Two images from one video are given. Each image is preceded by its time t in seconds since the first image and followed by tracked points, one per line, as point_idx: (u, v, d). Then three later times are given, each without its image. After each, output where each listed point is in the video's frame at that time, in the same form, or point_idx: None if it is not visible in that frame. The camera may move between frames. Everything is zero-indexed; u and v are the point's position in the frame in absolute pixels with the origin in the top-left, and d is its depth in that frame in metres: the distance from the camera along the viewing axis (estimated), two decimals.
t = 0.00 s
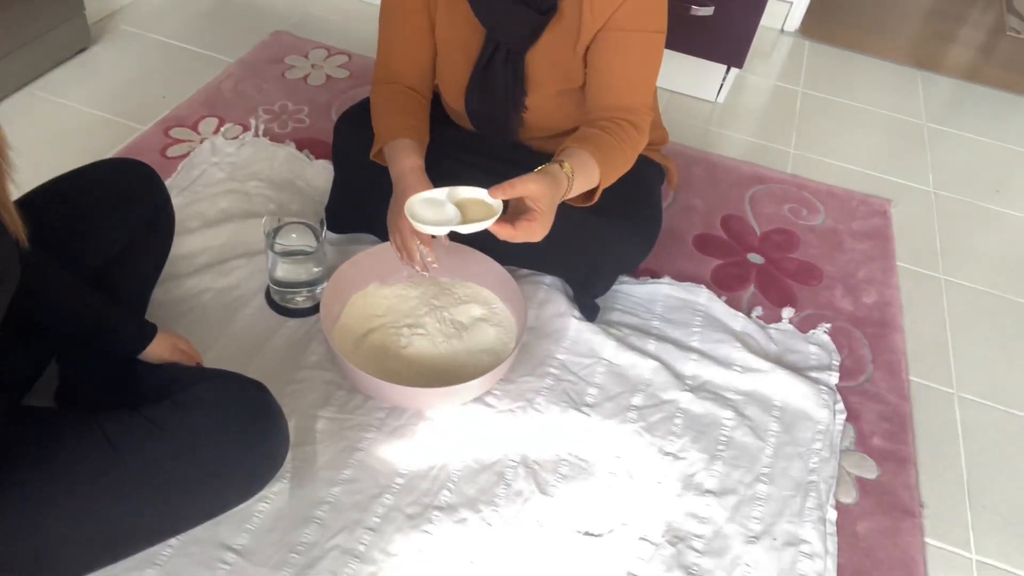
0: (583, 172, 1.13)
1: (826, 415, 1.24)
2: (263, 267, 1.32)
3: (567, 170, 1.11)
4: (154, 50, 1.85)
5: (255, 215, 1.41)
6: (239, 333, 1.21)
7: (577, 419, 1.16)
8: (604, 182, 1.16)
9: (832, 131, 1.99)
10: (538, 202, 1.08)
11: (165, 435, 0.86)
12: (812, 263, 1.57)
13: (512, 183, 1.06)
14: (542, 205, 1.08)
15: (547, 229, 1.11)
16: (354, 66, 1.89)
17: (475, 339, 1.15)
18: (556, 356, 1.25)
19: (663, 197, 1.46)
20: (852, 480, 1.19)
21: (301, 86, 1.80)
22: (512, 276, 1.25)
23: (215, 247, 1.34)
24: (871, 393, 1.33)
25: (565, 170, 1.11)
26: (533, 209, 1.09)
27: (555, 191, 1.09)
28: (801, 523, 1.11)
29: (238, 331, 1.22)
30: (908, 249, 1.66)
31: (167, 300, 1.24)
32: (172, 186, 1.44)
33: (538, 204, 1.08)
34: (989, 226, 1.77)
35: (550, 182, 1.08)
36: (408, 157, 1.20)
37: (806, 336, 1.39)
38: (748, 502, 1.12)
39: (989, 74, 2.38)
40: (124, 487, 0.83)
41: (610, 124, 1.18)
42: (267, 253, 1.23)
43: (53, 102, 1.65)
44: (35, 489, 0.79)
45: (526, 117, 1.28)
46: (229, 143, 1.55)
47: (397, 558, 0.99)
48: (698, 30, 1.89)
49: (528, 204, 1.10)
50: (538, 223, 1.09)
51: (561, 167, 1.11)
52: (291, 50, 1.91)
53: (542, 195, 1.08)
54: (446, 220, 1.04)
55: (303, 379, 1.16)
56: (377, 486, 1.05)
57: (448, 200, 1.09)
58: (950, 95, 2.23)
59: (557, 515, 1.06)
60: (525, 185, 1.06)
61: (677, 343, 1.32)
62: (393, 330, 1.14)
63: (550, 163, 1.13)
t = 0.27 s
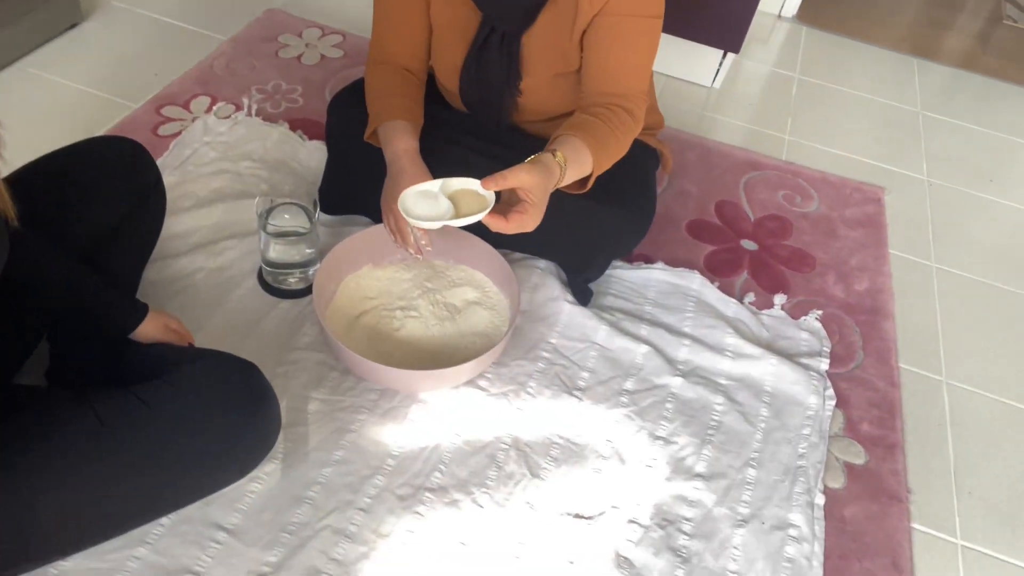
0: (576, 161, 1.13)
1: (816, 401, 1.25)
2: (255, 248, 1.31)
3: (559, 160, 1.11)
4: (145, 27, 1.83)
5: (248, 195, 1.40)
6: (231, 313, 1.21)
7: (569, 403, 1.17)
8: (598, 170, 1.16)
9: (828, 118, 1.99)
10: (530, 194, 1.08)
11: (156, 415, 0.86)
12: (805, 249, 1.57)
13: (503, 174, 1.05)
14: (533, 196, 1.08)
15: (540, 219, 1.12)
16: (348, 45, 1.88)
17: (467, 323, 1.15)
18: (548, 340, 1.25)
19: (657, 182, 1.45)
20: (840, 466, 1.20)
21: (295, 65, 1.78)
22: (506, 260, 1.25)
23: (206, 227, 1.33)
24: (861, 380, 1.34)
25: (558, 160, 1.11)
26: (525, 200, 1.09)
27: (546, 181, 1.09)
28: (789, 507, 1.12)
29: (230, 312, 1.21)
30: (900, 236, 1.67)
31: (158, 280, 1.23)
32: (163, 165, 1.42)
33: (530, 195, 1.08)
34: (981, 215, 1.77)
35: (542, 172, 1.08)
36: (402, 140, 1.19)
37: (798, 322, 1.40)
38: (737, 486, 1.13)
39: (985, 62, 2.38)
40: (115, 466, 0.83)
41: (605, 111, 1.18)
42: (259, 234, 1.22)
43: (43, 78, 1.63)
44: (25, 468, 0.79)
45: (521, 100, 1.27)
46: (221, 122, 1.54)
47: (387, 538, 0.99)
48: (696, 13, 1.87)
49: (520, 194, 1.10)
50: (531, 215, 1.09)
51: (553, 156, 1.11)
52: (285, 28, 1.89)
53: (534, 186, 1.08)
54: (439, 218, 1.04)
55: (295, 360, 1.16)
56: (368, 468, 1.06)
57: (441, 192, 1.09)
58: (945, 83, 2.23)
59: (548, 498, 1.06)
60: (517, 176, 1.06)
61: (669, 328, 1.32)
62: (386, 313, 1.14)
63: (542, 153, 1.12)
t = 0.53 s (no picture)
0: (579, 163, 1.13)
1: (819, 396, 1.25)
2: (259, 241, 1.32)
3: (563, 164, 1.10)
4: (150, 21, 1.83)
5: (252, 189, 1.40)
6: (235, 307, 1.22)
7: (572, 397, 1.17)
8: (600, 169, 1.16)
9: (833, 113, 1.98)
10: (534, 198, 1.08)
11: (161, 407, 0.87)
12: (809, 244, 1.57)
13: (508, 181, 1.05)
14: (536, 202, 1.08)
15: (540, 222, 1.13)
16: (353, 40, 1.88)
17: (471, 317, 1.15)
18: (552, 334, 1.25)
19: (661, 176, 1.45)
20: (843, 460, 1.21)
21: (299, 60, 1.78)
22: (509, 254, 1.25)
23: (211, 221, 1.34)
24: (864, 375, 1.34)
25: (562, 164, 1.10)
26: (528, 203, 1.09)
27: (550, 186, 1.08)
28: (791, 501, 1.12)
29: (234, 306, 1.22)
30: (905, 231, 1.67)
31: (163, 273, 1.24)
32: (168, 159, 1.43)
33: (534, 199, 1.08)
34: (986, 210, 1.77)
35: (546, 178, 1.08)
36: (406, 134, 1.20)
37: (802, 317, 1.39)
38: (740, 480, 1.13)
39: (991, 57, 2.37)
40: (120, 457, 0.84)
41: (609, 108, 1.18)
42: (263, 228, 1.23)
43: (48, 72, 1.64)
44: (31, 459, 0.80)
45: (525, 95, 1.27)
46: (225, 116, 1.54)
47: (391, 531, 1.00)
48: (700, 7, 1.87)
49: (523, 198, 1.10)
50: (531, 219, 1.11)
51: (558, 159, 1.10)
52: (289, 23, 1.90)
53: (538, 192, 1.08)
54: (442, 208, 1.04)
55: (298, 353, 1.17)
56: (372, 460, 1.06)
57: (449, 184, 1.09)
58: (951, 78, 2.22)
59: (551, 491, 1.07)
60: (522, 183, 1.05)
61: (672, 323, 1.32)
62: (390, 307, 1.14)
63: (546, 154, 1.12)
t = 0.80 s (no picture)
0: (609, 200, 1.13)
1: (860, 424, 1.22)
2: (294, 275, 1.34)
3: (592, 200, 1.11)
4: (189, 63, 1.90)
5: (287, 224, 1.43)
6: (270, 340, 1.23)
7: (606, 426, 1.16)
8: (630, 200, 1.16)
9: (865, 135, 1.96)
10: (565, 236, 1.09)
11: (199, 440, 0.88)
12: (844, 268, 1.55)
13: (538, 222, 1.06)
14: (566, 241, 1.09)
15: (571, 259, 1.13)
16: (383, 76, 1.91)
17: (502, 346, 1.15)
18: (584, 363, 1.24)
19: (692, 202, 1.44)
20: (888, 490, 1.17)
21: (332, 96, 1.83)
22: (540, 283, 1.25)
23: (247, 255, 1.36)
24: (906, 401, 1.31)
25: (591, 201, 1.11)
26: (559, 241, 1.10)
27: (579, 225, 1.09)
28: (834, 532, 1.09)
29: (269, 338, 1.23)
30: (944, 253, 1.63)
31: (201, 307, 1.26)
32: (206, 196, 1.46)
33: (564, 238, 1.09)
34: None
35: (576, 218, 1.09)
36: (437, 167, 1.21)
37: (840, 343, 1.37)
38: (780, 511, 1.10)
39: None
40: (158, 489, 0.85)
41: (638, 138, 1.18)
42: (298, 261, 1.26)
43: (92, 115, 1.70)
44: (73, 491, 0.81)
45: (554, 127, 1.28)
46: (261, 153, 1.58)
47: (425, 564, 0.99)
48: (727, 34, 1.87)
49: (553, 236, 1.11)
50: (562, 258, 1.11)
51: (587, 196, 1.11)
52: (322, 61, 1.94)
53: (568, 231, 1.09)
54: (474, 239, 1.06)
55: (332, 385, 1.18)
56: (405, 492, 1.06)
57: (486, 213, 1.10)
58: (986, 97, 2.19)
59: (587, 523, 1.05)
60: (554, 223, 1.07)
61: (706, 350, 1.31)
62: (422, 338, 1.15)
63: (575, 190, 1.13)
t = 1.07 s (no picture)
0: (629, 215, 1.13)
1: (885, 438, 1.20)
2: (312, 292, 1.34)
3: (611, 216, 1.11)
4: (208, 83, 1.92)
5: (305, 241, 1.44)
6: (290, 357, 1.24)
7: (627, 442, 1.15)
8: (648, 215, 1.16)
9: (883, 145, 1.95)
10: (585, 254, 1.09)
11: (220, 458, 0.88)
12: (865, 280, 1.53)
13: (558, 240, 1.06)
14: (586, 257, 1.10)
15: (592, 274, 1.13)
16: (400, 93, 1.93)
17: (521, 362, 1.15)
18: (603, 378, 1.24)
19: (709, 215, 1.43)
20: (915, 506, 1.15)
21: (349, 114, 1.84)
22: (558, 299, 1.24)
23: (266, 273, 1.37)
24: (932, 415, 1.29)
25: (611, 218, 1.11)
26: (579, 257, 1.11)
27: (599, 241, 1.09)
28: (860, 550, 1.07)
29: (289, 355, 1.24)
30: (966, 264, 1.61)
31: (221, 325, 1.27)
32: (225, 214, 1.48)
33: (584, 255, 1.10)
34: None
35: (596, 235, 1.09)
36: (454, 184, 1.21)
37: (862, 356, 1.35)
38: (805, 528, 1.09)
39: None
40: (181, 508, 0.85)
41: (655, 153, 1.18)
42: (317, 277, 1.25)
43: (114, 135, 1.72)
44: (96, 510, 0.81)
45: (570, 141, 1.28)
46: (279, 172, 1.59)
47: None
48: (743, 46, 1.87)
49: (574, 252, 1.11)
50: (582, 273, 1.12)
51: (606, 213, 1.11)
52: (339, 79, 1.96)
53: (589, 248, 1.09)
54: (494, 257, 1.06)
55: (351, 402, 1.18)
56: (425, 510, 1.05)
57: (506, 232, 1.10)
58: (1006, 105, 2.17)
59: (608, 540, 1.04)
60: (574, 241, 1.07)
61: (726, 364, 1.30)
62: (440, 354, 1.15)
63: (594, 207, 1.13)
